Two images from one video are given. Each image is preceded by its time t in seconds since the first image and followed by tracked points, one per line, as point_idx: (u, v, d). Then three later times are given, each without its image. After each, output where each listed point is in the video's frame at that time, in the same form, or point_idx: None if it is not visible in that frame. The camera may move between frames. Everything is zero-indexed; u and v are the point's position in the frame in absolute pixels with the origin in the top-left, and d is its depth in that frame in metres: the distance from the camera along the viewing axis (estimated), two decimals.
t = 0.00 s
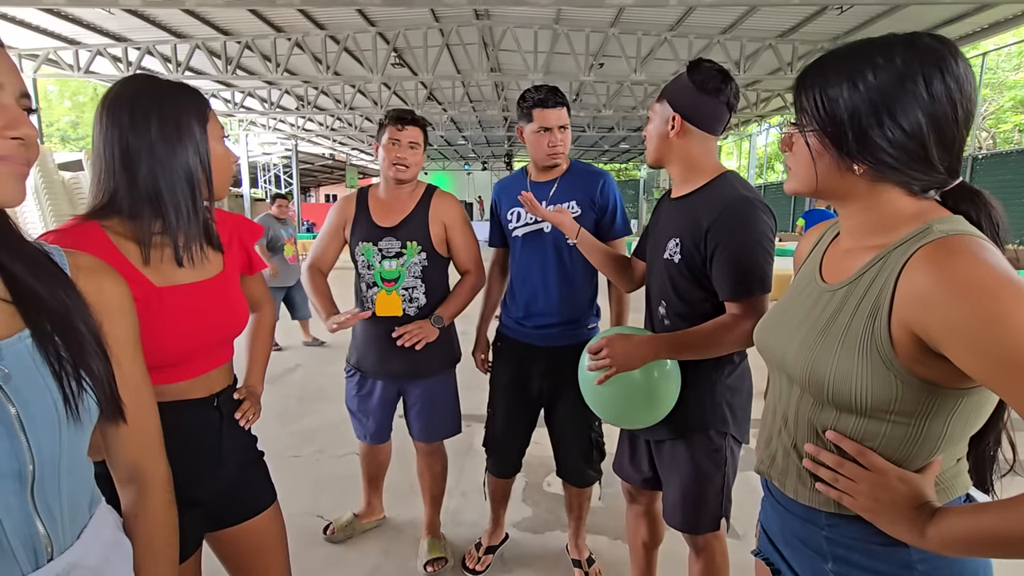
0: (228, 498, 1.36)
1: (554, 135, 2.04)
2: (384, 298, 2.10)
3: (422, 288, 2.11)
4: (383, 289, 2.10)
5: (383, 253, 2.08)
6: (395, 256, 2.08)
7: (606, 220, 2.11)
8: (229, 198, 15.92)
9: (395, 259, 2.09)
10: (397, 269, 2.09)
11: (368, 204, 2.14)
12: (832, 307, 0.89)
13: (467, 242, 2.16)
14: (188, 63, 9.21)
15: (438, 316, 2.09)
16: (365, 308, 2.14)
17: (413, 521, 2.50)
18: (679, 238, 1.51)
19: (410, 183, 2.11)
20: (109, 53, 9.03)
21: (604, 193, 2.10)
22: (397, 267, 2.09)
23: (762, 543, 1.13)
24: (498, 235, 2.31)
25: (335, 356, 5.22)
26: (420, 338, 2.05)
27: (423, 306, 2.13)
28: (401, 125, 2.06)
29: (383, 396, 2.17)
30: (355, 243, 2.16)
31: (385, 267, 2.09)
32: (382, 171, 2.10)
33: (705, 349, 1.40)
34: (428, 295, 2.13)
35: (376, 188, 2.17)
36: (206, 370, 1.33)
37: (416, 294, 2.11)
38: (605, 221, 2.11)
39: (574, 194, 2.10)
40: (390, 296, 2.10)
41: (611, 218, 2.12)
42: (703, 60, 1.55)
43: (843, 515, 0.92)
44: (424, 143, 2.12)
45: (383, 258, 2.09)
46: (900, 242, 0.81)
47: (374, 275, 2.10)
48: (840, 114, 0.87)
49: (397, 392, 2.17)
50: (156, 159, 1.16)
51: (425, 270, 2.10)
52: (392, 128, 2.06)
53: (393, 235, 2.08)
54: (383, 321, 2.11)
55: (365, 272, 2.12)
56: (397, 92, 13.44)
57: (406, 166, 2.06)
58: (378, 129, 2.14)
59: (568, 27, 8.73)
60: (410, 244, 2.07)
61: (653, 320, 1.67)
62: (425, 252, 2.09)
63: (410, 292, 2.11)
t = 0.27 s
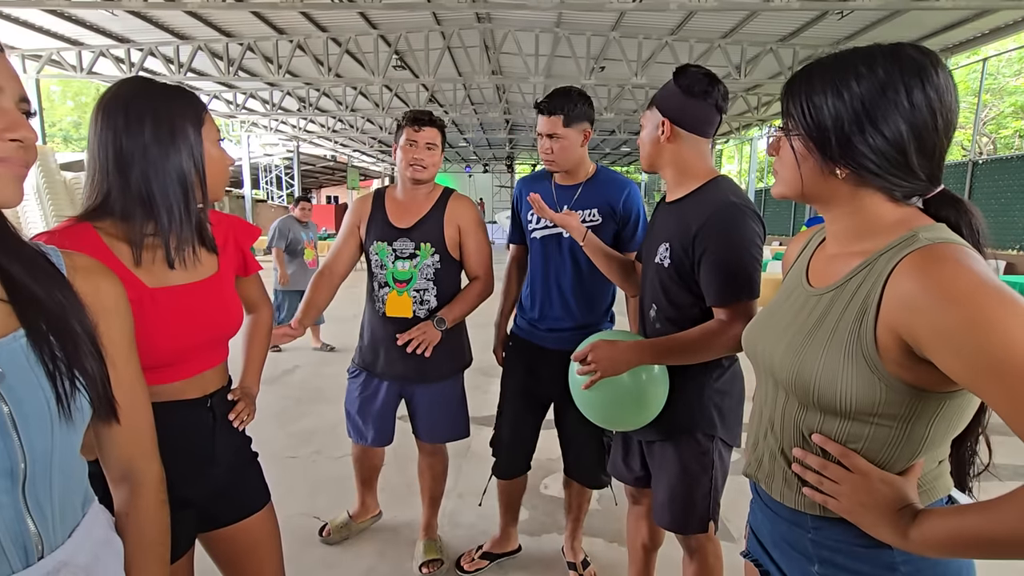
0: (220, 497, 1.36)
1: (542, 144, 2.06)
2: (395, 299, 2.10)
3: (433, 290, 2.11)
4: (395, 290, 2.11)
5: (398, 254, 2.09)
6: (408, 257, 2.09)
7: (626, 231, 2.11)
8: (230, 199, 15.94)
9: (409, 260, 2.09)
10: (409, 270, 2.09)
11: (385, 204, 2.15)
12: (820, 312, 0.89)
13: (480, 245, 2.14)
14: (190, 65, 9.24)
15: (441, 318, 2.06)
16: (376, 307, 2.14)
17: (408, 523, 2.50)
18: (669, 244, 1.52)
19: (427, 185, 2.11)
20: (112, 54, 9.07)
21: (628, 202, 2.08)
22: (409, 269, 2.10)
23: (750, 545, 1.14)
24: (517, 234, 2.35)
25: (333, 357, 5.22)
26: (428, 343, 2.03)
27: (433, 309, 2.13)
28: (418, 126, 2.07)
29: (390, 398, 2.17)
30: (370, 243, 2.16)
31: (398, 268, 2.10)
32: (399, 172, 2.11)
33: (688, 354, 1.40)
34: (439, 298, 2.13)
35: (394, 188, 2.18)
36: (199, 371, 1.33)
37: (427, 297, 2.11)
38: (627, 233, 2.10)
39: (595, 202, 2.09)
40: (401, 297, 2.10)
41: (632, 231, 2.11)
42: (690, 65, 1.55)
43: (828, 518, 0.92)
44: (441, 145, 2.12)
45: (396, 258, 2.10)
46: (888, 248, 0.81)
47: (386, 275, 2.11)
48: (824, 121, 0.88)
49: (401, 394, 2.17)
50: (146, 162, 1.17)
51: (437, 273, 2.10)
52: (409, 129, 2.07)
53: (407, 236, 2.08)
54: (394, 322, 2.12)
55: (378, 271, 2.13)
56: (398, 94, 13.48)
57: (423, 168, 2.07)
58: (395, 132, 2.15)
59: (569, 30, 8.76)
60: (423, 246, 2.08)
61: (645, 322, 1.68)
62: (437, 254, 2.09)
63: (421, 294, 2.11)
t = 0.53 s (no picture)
0: (217, 504, 1.36)
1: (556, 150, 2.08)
2: (402, 304, 2.10)
3: (441, 296, 2.11)
4: (403, 294, 2.10)
5: (406, 258, 2.09)
6: (417, 262, 2.09)
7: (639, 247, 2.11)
8: (232, 200, 15.96)
9: (417, 266, 2.09)
10: (417, 275, 2.09)
11: (393, 207, 2.15)
12: (822, 323, 0.89)
13: (492, 252, 2.15)
14: (192, 67, 9.27)
15: (466, 328, 2.10)
16: (382, 311, 2.13)
17: (407, 529, 2.49)
18: (667, 253, 1.52)
19: (436, 188, 2.11)
20: (115, 56, 9.09)
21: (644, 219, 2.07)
22: (418, 274, 2.09)
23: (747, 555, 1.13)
24: (531, 233, 2.36)
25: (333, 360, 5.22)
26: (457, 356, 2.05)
27: (441, 315, 2.12)
28: (425, 129, 2.06)
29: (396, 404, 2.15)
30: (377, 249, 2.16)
31: (406, 273, 2.09)
32: (409, 175, 2.11)
33: (681, 364, 1.40)
34: (445, 304, 2.12)
35: (403, 191, 2.18)
36: (198, 377, 1.33)
37: (435, 303, 2.11)
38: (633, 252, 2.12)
39: (612, 211, 2.09)
40: (409, 302, 2.10)
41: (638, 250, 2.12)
42: (689, 71, 1.55)
43: (826, 529, 0.92)
44: (450, 147, 2.11)
45: (404, 263, 2.09)
46: (891, 260, 0.81)
47: (394, 279, 2.10)
48: (822, 133, 0.88)
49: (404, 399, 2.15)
50: (142, 170, 1.17)
51: (445, 279, 2.10)
52: (417, 132, 2.07)
53: (417, 241, 2.08)
54: (400, 327, 2.10)
55: (385, 274, 2.12)
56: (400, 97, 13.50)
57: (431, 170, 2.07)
58: (404, 135, 2.15)
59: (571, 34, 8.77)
60: (433, 251, 2.08)
61: (644, 330, 1.68)
62: (447, 260, 2.09)
63: (429, 300, 2.10)
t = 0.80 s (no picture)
0: (219, 506, 1.35)
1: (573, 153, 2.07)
2: (402, 307, 2.09)
3: (442, 299, 2.10)
4: (404, 297, 2.09)
5: (407, 261, 2.08)
6: (418, 264, 2.08)
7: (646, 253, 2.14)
8: (233, 202, 16.01)
9: (418, 268, 2.08)
10: (419, 278, 2.08)
11: (391, 209, 2.13)
12: (826, 328, 0.90)
13: (491, 255, 2.18)
14: (194, 69, 9.30)
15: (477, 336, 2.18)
16: (382, 315, 2.11)
17: (408, 530, 2.49)
18: (671, 258, 1.53)
19: (433, 192, 2.11)
20: (117, 58, 9.13)
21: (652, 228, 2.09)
22: (419, 277, 2.08)
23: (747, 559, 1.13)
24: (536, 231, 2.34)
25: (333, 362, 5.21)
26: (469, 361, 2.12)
27: (443, 318, 2.12)
28: (422, 132, 2.08)
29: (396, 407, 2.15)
30: (376, 253, 2.14)
31: (407, 276, 2.08)
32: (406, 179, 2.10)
33: (683, 371, 1.38)
34: (446, 306, 2.12)
35: (400, 194, 2.17)
36: (200, 379, 1.33)
37: (437, 305, 2.10)
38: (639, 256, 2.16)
39: (621, 218, 2.10)
40: (410, 305, 2.09)
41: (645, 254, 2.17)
42: (692, 74, 1.56)
43: (828, 535, 0.92)
44: (447, 150, 2.12)
45: (405, 266, 2.08)
46: (895, 266, 0.82)
47: (394, 282, 2.09)
48: (823, 139, 0.89)
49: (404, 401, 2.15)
50: (142, 173, 1.18)
51: (447, 282, 2.10)
52: (414, 135, 2.07)
53: (417, 243, 2.08)
54: (400, 330, 2.09)
55: (385, 278, 2.11)
56: (401, 99, 13.53)
57: (429, 173, 2.06)
58: (401, 137, 2.15)
59: (572, 37, 8.78)
60: (435, 253, 2.08)
61: (646, 333, 1.69)
62: (448, 262, 2.09)
63: (431, 302, 2.10)
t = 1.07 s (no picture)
0: (224, 506, 1.36)
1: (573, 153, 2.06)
2: (390, 307, 2.09)
3: (429, 298, 2.10)
4: (391, 298, 2.09)
5: (392, 261, 2.08)
6: (403, 264, 2.08)
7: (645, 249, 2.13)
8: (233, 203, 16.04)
9: (404, 268, 2.08)
10: (405, 278, 2.08)
11: (375, 210, 2.14)
12: (835, 330, 0.90)
13: (476, 251, 2.18)
14: (196, 70, 9.32)
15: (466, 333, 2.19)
16: (371, 317, 2.11)
17: (411, 531, 2.50)
18: (680, 259, 1.53)
19: (417, 190, 2.11)
20: (119, 59, 9.16)
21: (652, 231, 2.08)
22: (405, 276, 2.08)
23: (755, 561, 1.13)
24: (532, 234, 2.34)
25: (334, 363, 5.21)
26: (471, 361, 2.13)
27: (429, 317, 2.12)
28: (408, 130, 2.08)
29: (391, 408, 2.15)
30: (361, 254, 2.15)
31: (393, 276, 2.08)
32: (390, 177, 2.10)
33: (692, 372, 1.38)
34: (434, 305, 2.12)
35: (384, 194, 2.18)
36: (206, 379, 1.33)
37: (423, 304, 2.10)
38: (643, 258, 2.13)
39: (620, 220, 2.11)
40: (397, 305, 2.08)
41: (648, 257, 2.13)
42: (705, 75, 1.57)
43: (838, 538, 0.92)
44: (431, 149, 2.12)
45: (391, 266, 2.08)
46: (903, 268, 0.82)
47: (381, 283, 2.09)
48: (827, 141, 0.89)
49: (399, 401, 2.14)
50: (142, 175, 1.19)
51: (433, 280, 2.09)
52: (399, 132, 2.07)
53: (401, 243, 2.08)
54: (387, 331, 2.09)
55: (371, 279, 2.10)
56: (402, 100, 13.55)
57: (412, 171, 2.06)
58: (386, 135, 2.15)
59: (573, 38, 8.80)
60: (421, 252, 2.08)
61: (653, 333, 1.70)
62: (435, 261, 2.09)
63: (418, 302, 2.09)
